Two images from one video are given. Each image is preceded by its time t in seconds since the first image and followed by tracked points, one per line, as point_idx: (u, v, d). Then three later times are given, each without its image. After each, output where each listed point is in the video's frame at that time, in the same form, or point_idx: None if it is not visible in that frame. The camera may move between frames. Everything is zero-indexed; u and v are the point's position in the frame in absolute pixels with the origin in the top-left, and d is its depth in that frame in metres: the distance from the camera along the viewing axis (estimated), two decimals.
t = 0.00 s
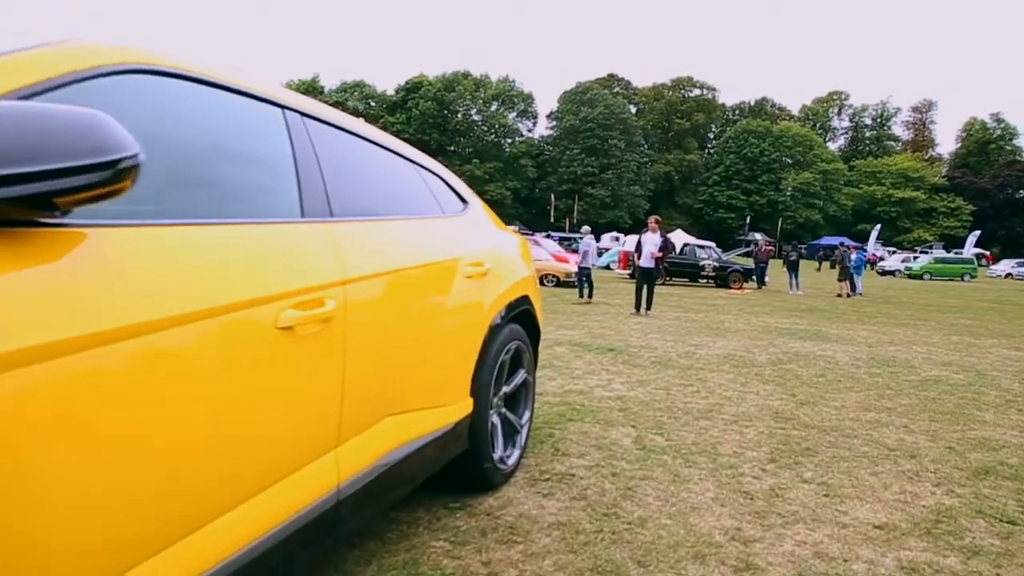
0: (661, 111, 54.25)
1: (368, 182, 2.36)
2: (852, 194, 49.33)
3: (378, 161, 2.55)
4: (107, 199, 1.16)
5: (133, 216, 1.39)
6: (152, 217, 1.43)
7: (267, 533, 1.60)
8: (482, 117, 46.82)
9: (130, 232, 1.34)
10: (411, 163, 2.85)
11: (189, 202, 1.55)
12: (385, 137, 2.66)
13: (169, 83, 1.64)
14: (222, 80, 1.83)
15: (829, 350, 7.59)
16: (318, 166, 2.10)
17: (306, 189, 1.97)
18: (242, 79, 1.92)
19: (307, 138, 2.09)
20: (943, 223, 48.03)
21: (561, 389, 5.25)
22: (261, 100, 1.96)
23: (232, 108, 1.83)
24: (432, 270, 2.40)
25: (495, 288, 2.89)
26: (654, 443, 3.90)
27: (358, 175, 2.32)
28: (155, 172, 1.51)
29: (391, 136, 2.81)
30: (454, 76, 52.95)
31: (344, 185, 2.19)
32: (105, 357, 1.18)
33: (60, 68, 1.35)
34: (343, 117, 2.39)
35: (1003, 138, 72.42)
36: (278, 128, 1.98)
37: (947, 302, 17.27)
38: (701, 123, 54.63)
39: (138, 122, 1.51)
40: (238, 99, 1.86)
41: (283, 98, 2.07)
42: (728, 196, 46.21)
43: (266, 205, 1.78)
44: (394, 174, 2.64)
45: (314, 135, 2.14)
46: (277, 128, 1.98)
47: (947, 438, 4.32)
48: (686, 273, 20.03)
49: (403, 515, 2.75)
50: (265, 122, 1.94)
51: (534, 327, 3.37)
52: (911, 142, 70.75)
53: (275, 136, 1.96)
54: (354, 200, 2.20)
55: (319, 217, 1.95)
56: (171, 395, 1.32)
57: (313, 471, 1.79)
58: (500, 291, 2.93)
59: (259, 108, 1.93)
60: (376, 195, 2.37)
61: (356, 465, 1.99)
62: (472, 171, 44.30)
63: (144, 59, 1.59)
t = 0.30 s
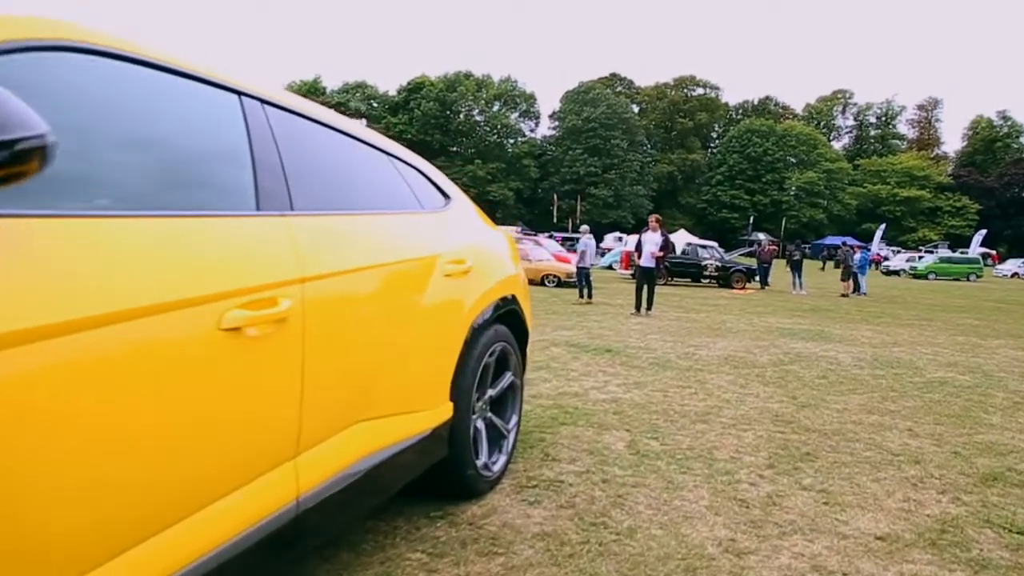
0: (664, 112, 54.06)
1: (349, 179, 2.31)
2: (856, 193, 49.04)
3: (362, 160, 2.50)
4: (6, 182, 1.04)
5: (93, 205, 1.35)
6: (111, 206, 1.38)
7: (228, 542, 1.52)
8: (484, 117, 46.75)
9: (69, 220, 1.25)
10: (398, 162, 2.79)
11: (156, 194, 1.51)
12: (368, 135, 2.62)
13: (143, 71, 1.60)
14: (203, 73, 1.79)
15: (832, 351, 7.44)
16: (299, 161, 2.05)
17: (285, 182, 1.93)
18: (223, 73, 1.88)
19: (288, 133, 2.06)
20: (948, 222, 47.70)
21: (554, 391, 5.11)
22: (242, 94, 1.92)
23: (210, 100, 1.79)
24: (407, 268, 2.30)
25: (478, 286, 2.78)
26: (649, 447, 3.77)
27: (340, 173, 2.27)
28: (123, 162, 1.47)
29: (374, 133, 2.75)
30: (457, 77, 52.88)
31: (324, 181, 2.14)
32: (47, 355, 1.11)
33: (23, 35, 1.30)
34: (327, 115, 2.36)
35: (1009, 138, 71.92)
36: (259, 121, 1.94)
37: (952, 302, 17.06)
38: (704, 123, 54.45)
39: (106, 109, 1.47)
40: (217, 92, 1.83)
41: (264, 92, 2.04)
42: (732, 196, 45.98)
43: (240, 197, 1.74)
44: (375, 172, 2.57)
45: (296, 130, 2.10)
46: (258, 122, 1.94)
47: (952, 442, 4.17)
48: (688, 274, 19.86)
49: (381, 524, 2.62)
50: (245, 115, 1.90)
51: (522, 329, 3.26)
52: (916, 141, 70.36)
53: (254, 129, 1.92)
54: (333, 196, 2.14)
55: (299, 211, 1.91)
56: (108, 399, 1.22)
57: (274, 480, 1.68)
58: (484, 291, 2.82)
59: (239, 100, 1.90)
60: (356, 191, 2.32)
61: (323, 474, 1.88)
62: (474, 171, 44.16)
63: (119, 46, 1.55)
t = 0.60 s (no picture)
0: (671, 110, 53.63)
1: (331, 175, 2.27)
2: (865, 192, 48.56)
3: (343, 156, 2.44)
4: None
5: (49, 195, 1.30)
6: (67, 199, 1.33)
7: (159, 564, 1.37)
8: (489, 116, 46.52)
9: (6, 211, 1.18)
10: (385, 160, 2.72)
11: (142, 188, 1.51)
12: (349, 132, 2.55)
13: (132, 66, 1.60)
14: (195, 72, 1.80)
15: (839, 353, 7.21)
16: (283, 160, 2.05)
17: (268, 179, 1.91)
18: (214, 71, 1.88)
19: (275, 132, 2.06)
20: (959, 222, 47.14)
21: (547, 394, 4.92)
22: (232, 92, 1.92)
23: (199, 95, 1.78)
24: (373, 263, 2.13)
25: (454, 285, 2.61)
26: (642, 455, 3.58)
27: (325, 170, 2.25)
28: (114, 159, 1.48)
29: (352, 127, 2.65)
30: (462, 75, 52.59)
31: (307, 178, 2.12)
32: None
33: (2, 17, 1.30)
34: (316, 116, 2.35)
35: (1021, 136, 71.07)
36: (248, 120, 1.94)
37: (963, 303, 16.73)
38: (711, 121, 54.01)
39: (97, 107, 1.48)
40: (207, 89, 1.82)
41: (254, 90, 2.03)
42: (739, 195, 45.58)
43: (210, 189, 1.68)
44: (354, 167, 2.47)
45: (281, 129, 2.10)
46: (245, 120, 1.93)
47: (965, 452, 3.96)
48: (693, 273, 19.60)
49: (349, 538, 2.45)
50: (233, 113, 1.89)
51: (506, 331, 3.11)
52: (926, 140, 69.64)
53: (241, 126, 1.91)
54: (313, 192, 2.10)
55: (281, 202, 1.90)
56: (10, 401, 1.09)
57: (214, 495, 1.52)
58: (462, 289, 2.65)
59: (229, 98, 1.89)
60: (331, 186, 2.23)
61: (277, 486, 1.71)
62: (479, 169, 43.99)
63: (89, 35, 1.51)
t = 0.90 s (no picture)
0: (676, 110, 53.37)
1: (315, 174, 2.20)
2: (871, 193, 48.22)
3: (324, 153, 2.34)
4: None
5: (35, 191, 1.24)
6: (53, 195, 1.27)
7: None
8: (493, 115, 46.42)
9: None
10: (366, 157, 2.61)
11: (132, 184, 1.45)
12: (330, 128, 2.44)
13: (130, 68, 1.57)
14: (184, 72, 1.74)
15: (843, 356, 7.03)
16: (269, 161, 1.99)
17: (251, 180, 1.85)
18: (204, 71, 1.83)
19: (261, 134, 2.00)
20: (966, 223, 46.76)
21: (539, 398, 4.78)
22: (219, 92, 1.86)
23: (187, 96, 1.72)
24: (336, 262, 1.97)
25: (429, 285, 2.47)
26: (633, 463, 3.44)
27: (310, 170, 2.18)
28: (111, 160, 1.44)
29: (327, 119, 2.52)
30: (466, 75, 52.45)
31: (291, 178, 2.05)
32: None
33: None
34: (301, 115, 2.27)
35: None
36: (233, 120, 1.88)
37: (970, 304, 16.48)
38: (717, 122, 53.72)
39: (94, 110, 1.44)
40: (194, 89, 1.76)
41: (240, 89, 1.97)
42: (744, 196, 45.28)
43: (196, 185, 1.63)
44: (333, 163, 2.36)
45: (268, 129, 2.04)
46: (231, 120, 1.88)
47: (972, 460, 3.80)
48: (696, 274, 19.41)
49: (317, 552, 2.31)
50: (219, 113, 1.83)
51: (489, 335, 2.98)
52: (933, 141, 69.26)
53: (226, 126, 1.85)
54: (294, 191, 2.02)
55: (261, 199, 1.83)
56: None
57: (149, 517, 1.34)
58: (437, 290, 2.51)
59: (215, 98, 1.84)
60: (309, 183, 2.13)
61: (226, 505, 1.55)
62: (483, 169, 43.91)
63: (83, 35, 1.47)
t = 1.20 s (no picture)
0: (680, 112, 53.14)
1: (290, 171, 2.15)
2: (877, 195, 47.89)
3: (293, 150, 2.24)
4: None
5: None
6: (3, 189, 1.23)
7: None
8: (498, 118, 46.33)
9: None
10: (339, 154, 2.51)
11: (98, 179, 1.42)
12: (300, 123, 2.35)
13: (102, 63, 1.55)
14: (149, 66, 1.70)
15: (844, 359, 6.87)
16: (234, 156, 1.92)
17: (209, 175, 1.77)
18: (177, 68, 1.81)
19: (234, 130, 1.97)
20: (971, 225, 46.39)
21: (530, 403, 4.65)
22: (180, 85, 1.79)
23: (160, 93, 1.71)
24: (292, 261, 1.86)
25: (402, 287, 2.36)
26: (623, 472, 3.31)
27: (278, 166, 2.10)
28: (80, 154, 1.41)
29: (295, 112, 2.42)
30: (471, 77, 52.40)
31: (257, 175, 1.97)
32: None
33: None
34: (271, 110, 2.20)
35: None
36: (195, 114, 1.81)
37: (976, 307, 16.26)
38: (722, 124, 53.46)
39: (62, 103, 1.41)
40: (168, 86, 1.75)
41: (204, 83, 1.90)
42: (749, 198, 45.00)
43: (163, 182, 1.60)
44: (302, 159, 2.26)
45: (238, 125, 1.98)
46: (197, 115, 1.83)
47: (975, 468, 3.65)
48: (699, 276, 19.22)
49: (281, 568, 2.20)
50: (185, 108, 1.78)
51: (471, 339, 2.86)
52: (939, 143, 68.80)
53: (186, 119, 1.78)
54: (258, 187, 1.94)
55: (218, 194, 1.75)
56: None
57: (63, 541, 1.23)
58: (410, 291, 2.39)
59: (176, 91, 1.77)
60: (273, 179, 2.04)
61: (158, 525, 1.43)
62: (487, 172, 43.86)
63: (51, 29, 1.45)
